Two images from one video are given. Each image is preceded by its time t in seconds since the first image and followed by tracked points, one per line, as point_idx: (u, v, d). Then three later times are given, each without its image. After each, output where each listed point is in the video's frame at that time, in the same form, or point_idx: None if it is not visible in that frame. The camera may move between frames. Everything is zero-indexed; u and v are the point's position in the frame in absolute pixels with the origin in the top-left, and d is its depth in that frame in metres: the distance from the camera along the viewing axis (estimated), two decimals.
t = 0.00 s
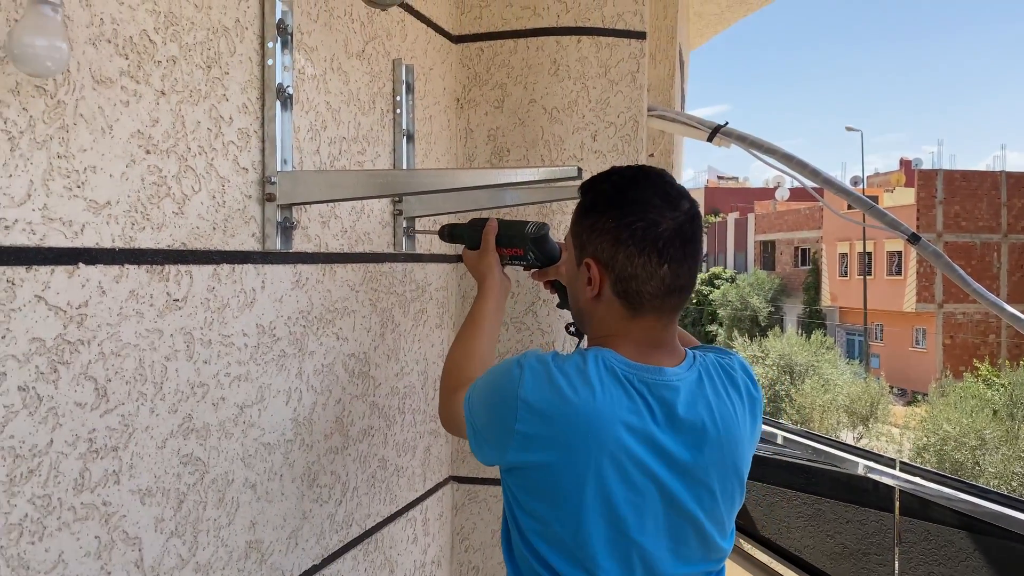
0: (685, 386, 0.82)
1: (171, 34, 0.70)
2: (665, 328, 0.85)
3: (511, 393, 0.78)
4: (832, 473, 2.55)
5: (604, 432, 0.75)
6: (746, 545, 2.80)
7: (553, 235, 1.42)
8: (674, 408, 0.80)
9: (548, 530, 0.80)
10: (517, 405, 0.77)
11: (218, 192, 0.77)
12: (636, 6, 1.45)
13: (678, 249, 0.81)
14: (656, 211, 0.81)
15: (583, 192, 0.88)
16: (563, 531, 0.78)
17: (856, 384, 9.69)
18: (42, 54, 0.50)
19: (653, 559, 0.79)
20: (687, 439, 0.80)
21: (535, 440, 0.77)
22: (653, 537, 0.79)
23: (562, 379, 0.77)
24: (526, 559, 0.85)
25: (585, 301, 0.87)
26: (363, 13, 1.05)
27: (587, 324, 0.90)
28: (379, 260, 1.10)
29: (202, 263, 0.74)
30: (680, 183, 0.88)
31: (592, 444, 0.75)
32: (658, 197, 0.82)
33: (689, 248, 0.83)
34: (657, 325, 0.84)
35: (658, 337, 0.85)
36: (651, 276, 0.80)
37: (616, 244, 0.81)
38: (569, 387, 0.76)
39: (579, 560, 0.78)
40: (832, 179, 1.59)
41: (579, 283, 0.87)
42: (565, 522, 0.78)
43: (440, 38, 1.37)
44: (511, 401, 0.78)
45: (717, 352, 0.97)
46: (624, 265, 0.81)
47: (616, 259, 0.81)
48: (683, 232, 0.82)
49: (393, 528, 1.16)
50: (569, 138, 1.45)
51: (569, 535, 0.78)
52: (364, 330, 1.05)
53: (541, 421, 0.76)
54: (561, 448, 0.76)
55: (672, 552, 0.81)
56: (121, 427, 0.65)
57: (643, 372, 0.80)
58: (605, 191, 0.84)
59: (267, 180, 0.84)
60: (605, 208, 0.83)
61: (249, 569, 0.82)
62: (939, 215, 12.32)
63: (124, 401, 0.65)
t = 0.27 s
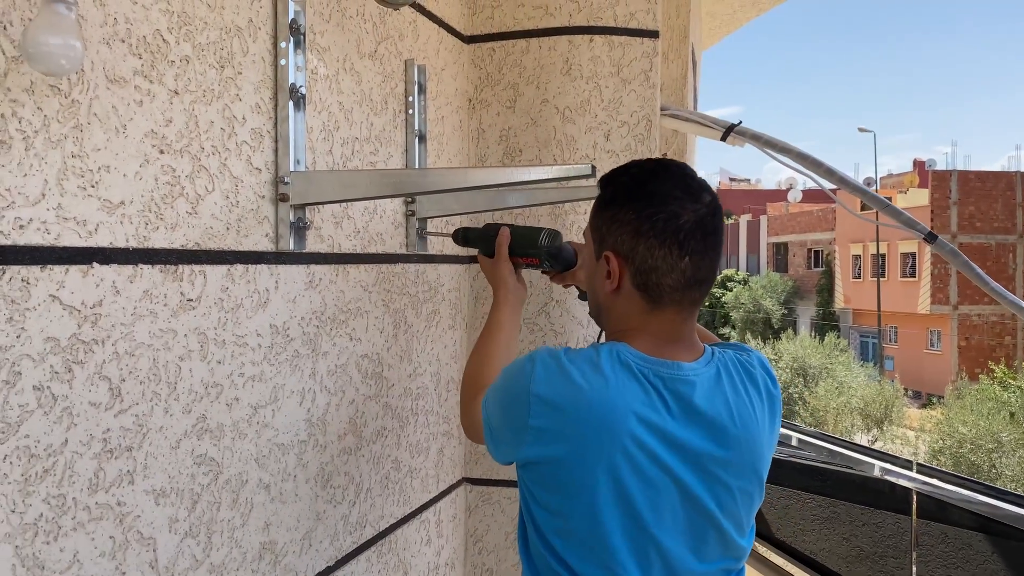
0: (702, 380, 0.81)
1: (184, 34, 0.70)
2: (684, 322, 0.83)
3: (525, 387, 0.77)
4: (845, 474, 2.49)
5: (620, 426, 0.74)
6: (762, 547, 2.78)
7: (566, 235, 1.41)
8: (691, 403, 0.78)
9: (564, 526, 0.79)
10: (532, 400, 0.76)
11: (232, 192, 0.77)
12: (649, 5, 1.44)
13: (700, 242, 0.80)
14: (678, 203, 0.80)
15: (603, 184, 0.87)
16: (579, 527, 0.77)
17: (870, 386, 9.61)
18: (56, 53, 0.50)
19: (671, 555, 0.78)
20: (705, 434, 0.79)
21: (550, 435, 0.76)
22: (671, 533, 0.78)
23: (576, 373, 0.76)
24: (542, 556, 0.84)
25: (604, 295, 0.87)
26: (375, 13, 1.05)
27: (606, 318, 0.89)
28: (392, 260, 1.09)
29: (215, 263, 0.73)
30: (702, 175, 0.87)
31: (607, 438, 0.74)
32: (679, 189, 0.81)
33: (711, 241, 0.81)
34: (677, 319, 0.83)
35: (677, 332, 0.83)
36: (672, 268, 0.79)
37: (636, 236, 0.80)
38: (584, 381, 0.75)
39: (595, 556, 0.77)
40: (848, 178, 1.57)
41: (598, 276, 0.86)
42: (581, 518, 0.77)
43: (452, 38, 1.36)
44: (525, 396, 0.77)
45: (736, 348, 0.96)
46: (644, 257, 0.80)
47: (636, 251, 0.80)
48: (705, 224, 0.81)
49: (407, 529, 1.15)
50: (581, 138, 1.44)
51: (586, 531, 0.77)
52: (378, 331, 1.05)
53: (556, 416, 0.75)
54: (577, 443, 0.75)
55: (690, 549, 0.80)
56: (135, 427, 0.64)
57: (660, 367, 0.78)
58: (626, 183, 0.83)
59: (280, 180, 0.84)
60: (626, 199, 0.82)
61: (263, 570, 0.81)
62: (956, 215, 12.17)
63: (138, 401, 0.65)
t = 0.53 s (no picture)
0: (722, 377, 0.80)
1: (193, 41, 0.70)
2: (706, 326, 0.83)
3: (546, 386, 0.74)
4: (860, 478, 2.40)
5: (647, 422, 0.73)
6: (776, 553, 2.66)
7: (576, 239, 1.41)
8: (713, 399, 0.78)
9: (583, 528, 0.76)
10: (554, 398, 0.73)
11: (241, 197, 0.77)
12: (658, 8, 1.43)
13: (730, 250, 0.80)
14: (714, 211, 0.78)
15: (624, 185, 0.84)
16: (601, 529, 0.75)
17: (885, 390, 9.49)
18: (66, 61, 0.50)
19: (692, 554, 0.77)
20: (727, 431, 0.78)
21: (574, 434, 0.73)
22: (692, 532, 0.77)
23: (601, 370, 0.74)
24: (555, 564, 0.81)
25: (624, 299, 0.84)
26: (384, 18, 1.05)
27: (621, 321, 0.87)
28: (402, 265, 1.09)
29: (225, 268, 0.74)
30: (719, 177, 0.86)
31: (634, 435, 0.72)
32: (710, 196, 0.79)
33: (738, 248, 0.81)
34: (702, 324, 0.82)
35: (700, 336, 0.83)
36: (705, 277, 0.78)
37: (673, 245, 0.77)
38: (609, 376, 0.74)
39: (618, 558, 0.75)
40: (859, 180, 1.55)
41: (620, 280, 0.83)
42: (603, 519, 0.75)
43: (461, 43, 1.36)
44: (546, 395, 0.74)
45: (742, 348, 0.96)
46: (679, 265, 0.78)
47: (671, 259, 0.78)
48: (734, 231, 0.80)
49: (417, 534, 1.15)
50: (591, 141, 1.43)
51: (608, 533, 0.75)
52: (387, 335, 1.05)
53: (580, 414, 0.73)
54: (603, 441, 0.73)
55: (709, 548, 0.79)
56: (144, 432, 0.65)
57: (681, 361, 0.78)
58: (657, 187, 0.79)
59: (289, 186, 0.84)
60: (658, 204, 0.79)
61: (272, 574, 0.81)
62: (972, 217, 12.02)
63: (147, 406, 0.65)
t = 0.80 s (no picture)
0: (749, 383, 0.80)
1: (208, 45, 0.71)
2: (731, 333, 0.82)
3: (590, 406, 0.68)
4: (873, 481, 2.36)
5: (694, 436, 0.70)
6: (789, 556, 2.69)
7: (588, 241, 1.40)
8: (746, 407, 0.77)
9: (620, 546, 0.73)
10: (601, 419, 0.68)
11: (255, 200, 0.78)
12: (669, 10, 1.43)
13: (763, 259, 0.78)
14: (751, 219, 0.76)
15: (655, 187, 0.80)
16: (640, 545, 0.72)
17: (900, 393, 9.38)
18: (84, 65, 0.51)
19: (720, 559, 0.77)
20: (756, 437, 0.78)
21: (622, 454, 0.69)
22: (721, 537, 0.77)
23: (647, 385, 0.70)
24: None
25: (651, 304, 0.80)
26: (396, 22, 1.06)
27: (642, 325, 0.83)
28: (414, 267, 1.10)
29: (239, 270, 0.74)
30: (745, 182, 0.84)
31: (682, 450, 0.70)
32: (747, 204, 0.77)
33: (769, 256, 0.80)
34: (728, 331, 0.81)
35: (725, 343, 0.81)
36: (739, 285, 0.77)
37: (710, 252, 0.75)
38: (655, 392, 0.70)
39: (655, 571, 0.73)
40: (871, 182, 1.54)
41: (647, 284, 0.80)
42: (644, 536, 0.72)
43: (472, 47, 1.37)
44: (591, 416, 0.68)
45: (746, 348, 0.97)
46: (716, 273, 0.75)
47: (708, 267, 0.75)
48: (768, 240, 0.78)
49: (429, 536, 1.15)
50: (602, 144, 1.43)
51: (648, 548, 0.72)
52: (400, 337, 1.05)
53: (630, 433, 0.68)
54: (651, 460, 0.69)
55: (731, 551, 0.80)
56: (160, 433, 0.65)
57: (715, 369, 0.77)
58: (696, 191, 0.77)
59: (303, 188, 0.84)
60: (697, 209, 0.76)
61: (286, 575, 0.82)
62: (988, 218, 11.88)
63: (163, 407, 0.65)
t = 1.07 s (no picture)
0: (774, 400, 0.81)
1: (220, 47, 0.71)
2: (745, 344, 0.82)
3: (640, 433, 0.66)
4: (884, 484, 2.30)
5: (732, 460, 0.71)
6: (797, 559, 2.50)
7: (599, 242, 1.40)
8: (772, 425, 0.78)
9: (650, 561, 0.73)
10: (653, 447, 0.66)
11: (267, 201, 0.78)
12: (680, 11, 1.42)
13: (779, 270, 0.79)
14: (770, 233, 0.75)
15: (671, 198, 0.79)
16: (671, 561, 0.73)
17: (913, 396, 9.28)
18: (99, 67, 0.51)
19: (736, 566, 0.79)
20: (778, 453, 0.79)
21: (669, 480, 0.68)
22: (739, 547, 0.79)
23: (692, 410, 0.69)
24: None
25: (667, 319, 0.80)
26: (407, 24, 1.06)
27: (657, 338, 0.83)
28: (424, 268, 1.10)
29: (252, 271, 0.75)
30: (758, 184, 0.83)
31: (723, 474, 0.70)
32: (766, 216, 0.76)
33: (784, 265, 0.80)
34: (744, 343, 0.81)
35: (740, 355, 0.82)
36: (757, 300, 0.77)
37: (731, 271, 0.74)
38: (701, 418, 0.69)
39: None
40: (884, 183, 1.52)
41: (663, 300, 0.79)
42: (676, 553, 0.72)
43: (482, 48, 1.37)
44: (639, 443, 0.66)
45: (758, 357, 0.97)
46: (735, 291, 0.75)
47: (728, 285, 0.75)
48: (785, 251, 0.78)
49: (440, 537, 1.15)
50: (612, 145, 1.43)
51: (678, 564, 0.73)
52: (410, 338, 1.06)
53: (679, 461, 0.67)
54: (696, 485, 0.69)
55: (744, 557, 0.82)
56: (173, 433, 0.66)
57: (747, 390, 0.76)
58: (715, 205, 0.75)
59: (314, 190, 0.85)
60: (718, 226, 0.74)
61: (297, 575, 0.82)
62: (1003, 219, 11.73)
63: (176, 407, 0.66)
